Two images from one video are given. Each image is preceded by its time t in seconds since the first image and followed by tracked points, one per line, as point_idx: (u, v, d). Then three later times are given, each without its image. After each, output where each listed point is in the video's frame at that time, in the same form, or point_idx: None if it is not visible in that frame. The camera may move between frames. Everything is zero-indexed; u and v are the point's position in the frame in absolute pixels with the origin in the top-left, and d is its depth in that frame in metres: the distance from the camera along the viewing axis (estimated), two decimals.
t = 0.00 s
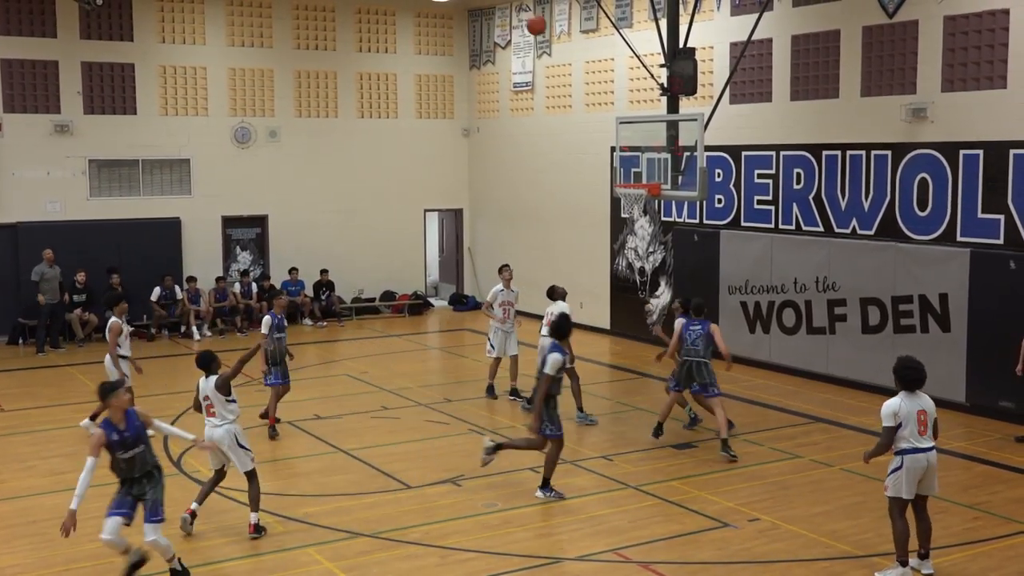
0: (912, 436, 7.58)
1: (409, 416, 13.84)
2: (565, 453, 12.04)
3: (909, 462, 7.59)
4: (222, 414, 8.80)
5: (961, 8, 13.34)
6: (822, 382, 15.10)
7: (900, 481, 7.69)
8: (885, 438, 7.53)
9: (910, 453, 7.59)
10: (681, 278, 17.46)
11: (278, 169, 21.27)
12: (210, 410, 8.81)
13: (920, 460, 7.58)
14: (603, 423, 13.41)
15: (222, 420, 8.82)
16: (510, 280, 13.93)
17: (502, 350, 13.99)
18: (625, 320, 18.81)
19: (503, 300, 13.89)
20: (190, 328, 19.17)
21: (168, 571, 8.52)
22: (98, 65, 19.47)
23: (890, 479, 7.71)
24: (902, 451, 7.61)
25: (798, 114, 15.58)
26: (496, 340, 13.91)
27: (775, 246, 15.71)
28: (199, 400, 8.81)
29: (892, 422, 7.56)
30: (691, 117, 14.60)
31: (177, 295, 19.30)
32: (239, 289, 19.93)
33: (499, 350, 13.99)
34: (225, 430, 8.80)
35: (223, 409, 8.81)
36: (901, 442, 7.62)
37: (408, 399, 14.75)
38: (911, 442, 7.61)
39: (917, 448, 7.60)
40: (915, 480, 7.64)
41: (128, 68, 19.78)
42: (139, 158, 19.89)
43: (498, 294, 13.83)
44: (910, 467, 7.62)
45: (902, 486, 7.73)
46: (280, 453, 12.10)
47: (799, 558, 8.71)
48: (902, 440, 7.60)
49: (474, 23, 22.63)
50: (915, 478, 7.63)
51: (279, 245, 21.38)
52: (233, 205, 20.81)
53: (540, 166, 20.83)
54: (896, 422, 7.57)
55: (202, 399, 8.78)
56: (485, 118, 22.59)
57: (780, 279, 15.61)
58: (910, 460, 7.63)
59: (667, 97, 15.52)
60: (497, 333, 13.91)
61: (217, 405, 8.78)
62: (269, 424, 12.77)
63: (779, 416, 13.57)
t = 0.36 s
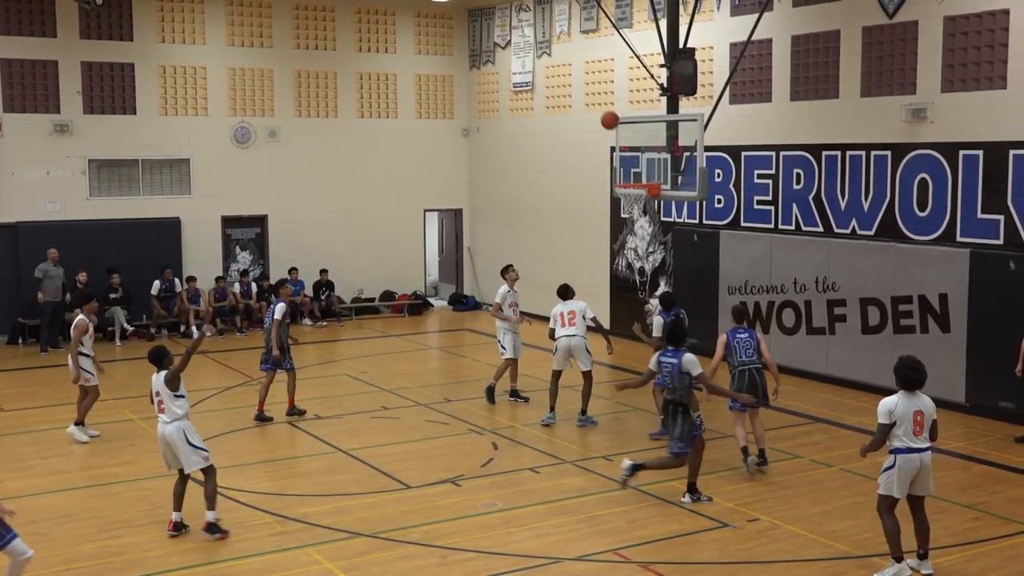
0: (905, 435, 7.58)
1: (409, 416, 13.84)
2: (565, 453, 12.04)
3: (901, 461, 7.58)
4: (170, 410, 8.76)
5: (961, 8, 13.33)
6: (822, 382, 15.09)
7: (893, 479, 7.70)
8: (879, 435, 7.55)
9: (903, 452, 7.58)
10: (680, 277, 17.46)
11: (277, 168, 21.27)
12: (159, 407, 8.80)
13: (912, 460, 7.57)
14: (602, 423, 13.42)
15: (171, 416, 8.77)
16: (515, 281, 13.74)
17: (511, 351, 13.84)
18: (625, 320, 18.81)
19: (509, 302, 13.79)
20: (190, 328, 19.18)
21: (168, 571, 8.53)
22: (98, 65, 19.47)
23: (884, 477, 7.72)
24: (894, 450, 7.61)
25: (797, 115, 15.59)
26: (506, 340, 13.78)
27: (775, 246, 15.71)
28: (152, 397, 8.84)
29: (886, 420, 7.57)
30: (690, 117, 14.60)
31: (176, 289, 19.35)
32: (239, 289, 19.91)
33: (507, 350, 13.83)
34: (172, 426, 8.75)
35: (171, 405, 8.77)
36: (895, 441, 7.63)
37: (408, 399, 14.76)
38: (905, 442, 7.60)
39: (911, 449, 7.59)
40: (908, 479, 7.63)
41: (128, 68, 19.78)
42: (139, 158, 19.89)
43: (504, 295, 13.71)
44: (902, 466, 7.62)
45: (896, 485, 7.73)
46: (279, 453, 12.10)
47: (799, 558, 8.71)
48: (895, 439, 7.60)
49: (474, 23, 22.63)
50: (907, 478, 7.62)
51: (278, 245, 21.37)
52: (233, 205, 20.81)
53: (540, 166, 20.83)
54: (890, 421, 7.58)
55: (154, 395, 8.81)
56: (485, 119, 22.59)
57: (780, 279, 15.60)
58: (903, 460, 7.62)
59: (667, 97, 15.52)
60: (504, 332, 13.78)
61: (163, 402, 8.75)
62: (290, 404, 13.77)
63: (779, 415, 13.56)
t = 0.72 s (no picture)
0: (885, 440, 7.56)
1: (407, 416, 13.84)
2: (563, 453, 12.04)
3: (882, 467, 7.57)
4: (108, 417, 8.69)
5: (957, 9, 13.35)
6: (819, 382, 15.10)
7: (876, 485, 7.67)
8: (858, 443, 7.52)
9: (883, 458, 7.57)
10: (678, 278, 17.46)
11: (274, 169, 21.26)
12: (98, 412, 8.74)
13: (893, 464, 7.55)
14: (600, 423, 13.42)
15: (107, 423, 8.70)
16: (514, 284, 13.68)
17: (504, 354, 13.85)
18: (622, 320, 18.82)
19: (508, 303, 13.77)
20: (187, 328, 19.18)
21: (165, 572, 8.52)
22: (95, 65, 19.45)
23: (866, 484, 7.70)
24: (874, 457, 7.59)
25: (794, 115, 15.60)
26: (500, 343, 13.80)
27: (772, 246, 15.72)
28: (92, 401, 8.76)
29: (864, 427, 7.55)
30: (687, 117, 14.62)
31: (172, 292, 19.23)
32: (236, 290, 19.82)
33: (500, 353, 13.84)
34: (106, 433, 8.69)
35: (110, 411, 8.70)
36: (876, 446, 7.60)
37: (405, 399, 14.76)
38: (885, 446, 7.58)
39: (890, 454, 7.57)
40: (890, 484, 7.61)
41: (125, 68, 19.76)
42: (136, 158, 19.88)
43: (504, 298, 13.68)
44: (884, 471, 7.59)
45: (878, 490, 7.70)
46: (276, 454, 12.09)
47: (797, 558, 8.71)
48: (874, 445, 7.58)
49: (470, 23, 22.64)
50: (890, 482, 7.60)
51: (275, 246, 21.37)
52: (230, 206, 20.80)
53: (537, 166, 20.83)
54: (868, 428, 7.56)
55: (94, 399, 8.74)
56: (482, 119, 22.60)
57: (777, 280, 15.60)
58: (884, 465, 7.60)
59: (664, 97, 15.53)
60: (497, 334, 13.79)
61: (103, 407, 8.69)
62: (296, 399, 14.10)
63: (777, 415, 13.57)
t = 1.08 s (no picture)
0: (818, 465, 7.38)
1: (406, 416, 13.83)
2: (563, 453, 12.04)
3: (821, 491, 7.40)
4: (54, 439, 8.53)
5: (957, 8, 13.35)
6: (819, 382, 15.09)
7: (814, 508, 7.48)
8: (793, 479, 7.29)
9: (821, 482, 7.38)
10: (677, 277, 17.46)
11: (274, 169, 21.25)
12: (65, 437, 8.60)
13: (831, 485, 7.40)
14: (600, 423, 13.41)
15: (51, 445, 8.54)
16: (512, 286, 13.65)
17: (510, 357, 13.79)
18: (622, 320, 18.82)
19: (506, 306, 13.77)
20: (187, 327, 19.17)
21: (164, 572, 8.50)
22: (95, 65, 19.45)
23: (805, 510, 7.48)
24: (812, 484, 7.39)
25: (794, 115, 15.59)
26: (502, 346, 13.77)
27: (772, 246, 15.72)
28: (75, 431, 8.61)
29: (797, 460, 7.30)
30: (687, 116, 14.61)
31: (172, 298, 19.21)
32: (236, 289, 19.82)
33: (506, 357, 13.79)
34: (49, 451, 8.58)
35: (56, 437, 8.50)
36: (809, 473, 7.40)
37: (405, 399, 14.76)
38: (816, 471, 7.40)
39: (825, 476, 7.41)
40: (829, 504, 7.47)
41: (124, 68, 19.75)
42: (136, 158, 19.88)
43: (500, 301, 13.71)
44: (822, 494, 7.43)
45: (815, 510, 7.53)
46: (275, 454, 12.08)
47: (796, 557, 8.71)
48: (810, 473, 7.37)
49: (469, 23, 22.64)
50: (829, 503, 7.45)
51: (275, 246, 21.36)
52: (229, 206, 20.80)
53: (536, 167, 20.82)
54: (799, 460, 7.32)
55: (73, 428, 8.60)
56: (481, 119, 22.60)
57: (777, 279, 15.61)
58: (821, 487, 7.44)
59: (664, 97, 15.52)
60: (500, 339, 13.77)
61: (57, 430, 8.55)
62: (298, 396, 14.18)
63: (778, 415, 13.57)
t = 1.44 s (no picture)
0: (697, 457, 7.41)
1: (422, 414, 13.94)
2: (574, 451, 12.12)
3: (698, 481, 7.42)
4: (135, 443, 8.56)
5: (970, 7, 13.37)
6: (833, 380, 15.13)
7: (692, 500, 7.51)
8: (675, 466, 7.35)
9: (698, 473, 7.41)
10: (691, 276, 17.51)
11: (292, 168, 21.42)
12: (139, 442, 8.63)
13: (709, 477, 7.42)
14: (614, 422, 13.48)
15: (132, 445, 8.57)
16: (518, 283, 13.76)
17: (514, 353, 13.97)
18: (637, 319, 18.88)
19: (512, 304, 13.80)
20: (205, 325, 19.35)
21: (181, 567, 8.63)
22: (113, 66, 19.65)
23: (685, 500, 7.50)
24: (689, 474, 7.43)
25: (807, 115, 15.62)
26: (510, 344, 13.92)
27: (786, 245, 15.76)
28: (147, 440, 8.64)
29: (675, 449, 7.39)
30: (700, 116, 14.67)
31: (188, 295, 19.40)
32: (252, 288, 20.01)
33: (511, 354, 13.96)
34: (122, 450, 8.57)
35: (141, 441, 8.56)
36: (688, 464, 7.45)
37: (420, 397, 14.87)
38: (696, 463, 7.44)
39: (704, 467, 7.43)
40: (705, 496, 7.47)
41: (142, 68, 19.95)
42: (154, 158, 20.07)
43: (506, 299, 13.79)
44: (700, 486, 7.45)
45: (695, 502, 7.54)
46: (291, 451, 12.21)
47: (808, 556, 8.77)
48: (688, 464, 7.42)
49: (484, 23, 22.74)
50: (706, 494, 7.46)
51: (294, 244, 21.53)
52: (249, 205, 20.98)
53: (551, 166, 20.90)
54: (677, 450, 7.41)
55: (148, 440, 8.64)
56: (496, 119, 22.70)
57: (791, 278, 15.66)
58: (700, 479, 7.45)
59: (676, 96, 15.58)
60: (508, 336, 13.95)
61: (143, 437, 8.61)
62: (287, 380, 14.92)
63: (793, 413, 13.61)
